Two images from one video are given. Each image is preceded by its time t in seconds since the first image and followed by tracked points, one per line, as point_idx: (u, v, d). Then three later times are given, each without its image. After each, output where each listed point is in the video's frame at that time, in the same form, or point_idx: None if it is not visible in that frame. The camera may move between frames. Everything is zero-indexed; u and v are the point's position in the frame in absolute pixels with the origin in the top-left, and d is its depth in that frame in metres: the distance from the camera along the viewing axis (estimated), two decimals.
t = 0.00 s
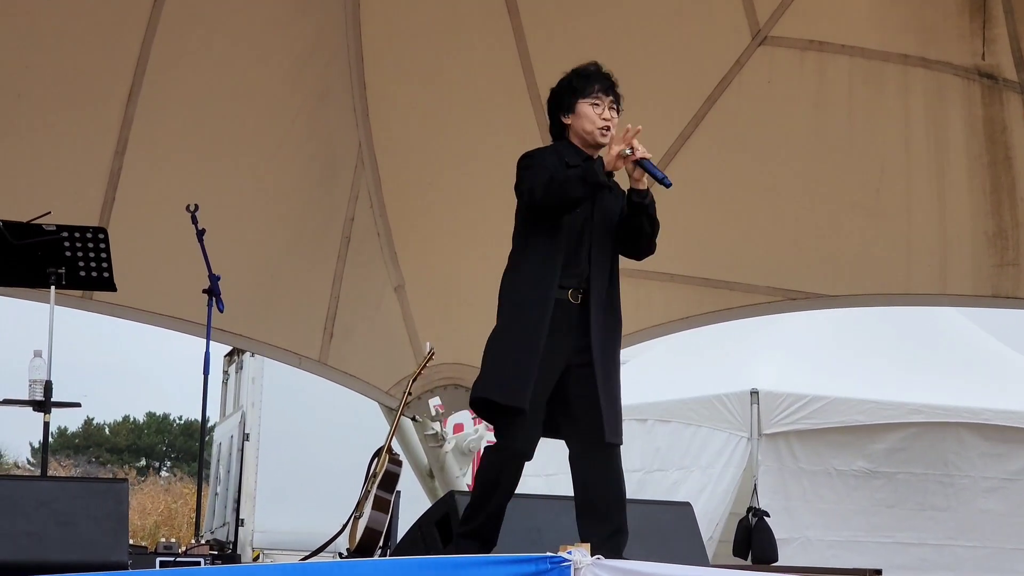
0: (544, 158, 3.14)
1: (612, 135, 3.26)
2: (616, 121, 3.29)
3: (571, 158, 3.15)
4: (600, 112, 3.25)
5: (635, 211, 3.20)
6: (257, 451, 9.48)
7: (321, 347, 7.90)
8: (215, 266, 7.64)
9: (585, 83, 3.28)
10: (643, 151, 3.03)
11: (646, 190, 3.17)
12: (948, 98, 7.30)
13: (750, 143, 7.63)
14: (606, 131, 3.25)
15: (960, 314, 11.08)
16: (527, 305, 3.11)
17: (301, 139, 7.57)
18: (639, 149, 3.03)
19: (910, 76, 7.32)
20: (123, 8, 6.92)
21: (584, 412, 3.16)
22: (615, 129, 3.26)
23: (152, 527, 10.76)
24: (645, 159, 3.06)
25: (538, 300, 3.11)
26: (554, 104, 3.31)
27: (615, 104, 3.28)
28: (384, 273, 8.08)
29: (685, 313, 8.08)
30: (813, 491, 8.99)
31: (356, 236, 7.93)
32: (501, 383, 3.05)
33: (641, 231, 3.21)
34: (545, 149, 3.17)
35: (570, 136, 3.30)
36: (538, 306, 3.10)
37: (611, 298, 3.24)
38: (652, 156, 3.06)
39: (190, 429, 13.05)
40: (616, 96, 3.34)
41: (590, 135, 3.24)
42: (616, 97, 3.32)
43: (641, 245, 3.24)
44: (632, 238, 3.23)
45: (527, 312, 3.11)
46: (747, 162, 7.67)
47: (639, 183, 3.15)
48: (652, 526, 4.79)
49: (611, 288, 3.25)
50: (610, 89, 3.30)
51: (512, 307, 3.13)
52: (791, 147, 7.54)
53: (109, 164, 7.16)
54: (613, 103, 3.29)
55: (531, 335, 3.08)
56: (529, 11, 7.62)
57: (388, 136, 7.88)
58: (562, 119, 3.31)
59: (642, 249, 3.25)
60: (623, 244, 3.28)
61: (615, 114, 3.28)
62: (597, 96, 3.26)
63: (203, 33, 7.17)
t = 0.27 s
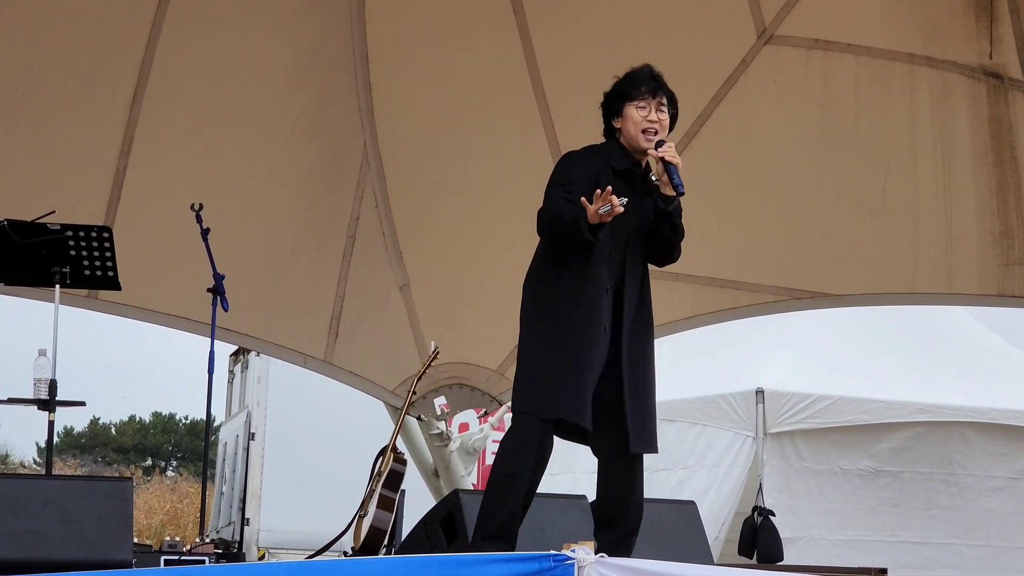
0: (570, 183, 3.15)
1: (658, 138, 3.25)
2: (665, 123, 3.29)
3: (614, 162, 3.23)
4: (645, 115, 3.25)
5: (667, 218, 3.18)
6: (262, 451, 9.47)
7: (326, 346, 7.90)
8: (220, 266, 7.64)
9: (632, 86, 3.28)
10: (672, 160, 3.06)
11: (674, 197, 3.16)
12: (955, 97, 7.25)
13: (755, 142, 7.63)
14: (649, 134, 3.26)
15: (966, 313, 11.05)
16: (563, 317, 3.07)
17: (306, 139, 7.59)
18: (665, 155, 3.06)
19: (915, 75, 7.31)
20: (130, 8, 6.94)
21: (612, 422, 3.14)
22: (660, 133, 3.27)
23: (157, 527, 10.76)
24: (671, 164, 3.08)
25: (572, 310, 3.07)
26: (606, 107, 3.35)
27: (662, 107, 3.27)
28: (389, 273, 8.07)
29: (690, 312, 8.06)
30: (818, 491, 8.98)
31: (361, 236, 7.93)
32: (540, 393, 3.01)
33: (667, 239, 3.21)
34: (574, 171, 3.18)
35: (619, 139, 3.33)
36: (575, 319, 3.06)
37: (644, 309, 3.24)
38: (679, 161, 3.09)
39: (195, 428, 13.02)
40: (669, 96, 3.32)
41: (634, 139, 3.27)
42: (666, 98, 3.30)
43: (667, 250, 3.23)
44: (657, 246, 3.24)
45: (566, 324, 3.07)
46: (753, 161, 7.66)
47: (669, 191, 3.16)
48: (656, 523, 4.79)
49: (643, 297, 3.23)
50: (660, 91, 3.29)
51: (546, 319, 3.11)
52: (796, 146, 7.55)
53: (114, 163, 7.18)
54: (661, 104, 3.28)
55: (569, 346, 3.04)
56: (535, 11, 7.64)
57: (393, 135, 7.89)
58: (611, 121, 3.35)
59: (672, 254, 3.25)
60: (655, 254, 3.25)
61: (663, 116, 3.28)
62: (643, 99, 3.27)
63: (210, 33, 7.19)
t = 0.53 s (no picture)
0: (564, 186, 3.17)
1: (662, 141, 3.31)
2: (675, 128, 3.32)
3: (618, 156, 3.27)
4: (655, 116, 3.30)
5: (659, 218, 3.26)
6: (266, 447, 9.44)
7: (330, 342, 7.89)
8: (223, 261, 7.64)
9: (650, 86, 3.31)
10: (660, 162, 3.12)
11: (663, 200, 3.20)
12: (958, 93, 7.23)
13: (758, 138, 7.62)
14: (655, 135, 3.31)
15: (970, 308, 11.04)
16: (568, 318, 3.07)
17: (310, 134, 7.59)
18: (654, 158, 3.13)
19: (919, 69, 7.28)
20: (133, 4, 6.95)
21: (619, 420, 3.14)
22: (667, 136, 3.31)
23: (161, 523, 10.75)
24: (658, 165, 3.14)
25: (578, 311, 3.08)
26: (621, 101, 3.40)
27: (674, 112, 3.31)
28: (392, 268, 8.08)
29: (694, 308, 8.06)
30: (822, 486, 8.99)
31: (365, 231, 7.94)
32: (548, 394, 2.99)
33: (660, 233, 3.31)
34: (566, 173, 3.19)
35: (628, 133, 3.39)
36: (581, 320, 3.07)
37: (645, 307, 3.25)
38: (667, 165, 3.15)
39: (201, 424, 13.01)
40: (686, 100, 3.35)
41: (640, 137, 3.32)
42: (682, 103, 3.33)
43: (659, 250, 3.36)
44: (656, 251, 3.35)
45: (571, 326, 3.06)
46: (756, 156, 7.65)
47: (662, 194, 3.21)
48: (658, 519, 4.79)
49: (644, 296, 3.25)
50: (676, 95, 3.31)
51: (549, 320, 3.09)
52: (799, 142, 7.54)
53: (118, 159, 7.18)
54: (674, 108, 3.31)
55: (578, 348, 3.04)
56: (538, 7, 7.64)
57: (396, 131, 7.90)
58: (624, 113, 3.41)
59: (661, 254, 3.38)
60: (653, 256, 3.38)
61: (674, 120, 3.32)
62: (657, 99, 3.31)
63: (213, 29, 7.20)
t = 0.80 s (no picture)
0: (532, 194, 3.22)
1: (619, 122, 3.21)
2: (631, 104, 3.21)
3: (588, 148, 3.28)
4: (607, 101, 3.22)
5: (627, 228, 3.08)
6: (270, 442, 9.39)
7: (334, 336, 7.92)
8: (227, 256, 7.65)
9: (599, 76, 3.28)
10: (616, 179, 2.97)
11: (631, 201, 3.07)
12: (962, 87, 7.21)
13: (763, 132, 7.61)
14: (613, 120, 3.22)
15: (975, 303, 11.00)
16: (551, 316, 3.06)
17: (313, 129, 7.59)
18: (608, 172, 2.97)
19: (923, 64, 7.25)
20: None
21: (615, 416, 3.12)
22: (625, 116, 3.21)
23: (166, 517, 10.77)
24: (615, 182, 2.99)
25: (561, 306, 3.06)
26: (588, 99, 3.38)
27: (624, 89, 3.21)
28: (396, 262, 8.08)
29: (697, 302, 8.05)
30: (826, 480, 8.97)
31: (369, 226, 7.95)
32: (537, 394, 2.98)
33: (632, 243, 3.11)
34: (534, 180, 3.24)
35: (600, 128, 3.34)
36: (562, 319, 3.05)
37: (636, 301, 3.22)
38: (626, 170, 2.98)
39: (204, 419, 13.05)
40: (640, 78, 3.26)
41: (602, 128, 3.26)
42: (632, 79, 3.24)
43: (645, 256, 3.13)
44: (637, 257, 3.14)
45: (555, 324, 3.05)
46: (760, 150, 7.64)
47: (627, 199, 3.08)
48: (664, 512, 4.78)
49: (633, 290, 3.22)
50: (624, 75, 3.25)
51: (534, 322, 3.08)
52: (803, 135, 7.52)
53: (122, 154, 7.18)
54: (624, 86, 3.22)
55: (563, 348, 3.03)
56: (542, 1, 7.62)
57: (400, 126, 7.90)
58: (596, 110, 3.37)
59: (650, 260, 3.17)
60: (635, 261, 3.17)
61: (628, 97, 3.21)
62: (606, 86, 3.25)
63: (216, 24, 7.18)
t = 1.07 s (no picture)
0: (521, 204, 3.25)
1: (622, 123, 3.14)
2: (636, 106, 3.15)
3: (585, 153, 3.25)
4: (612, 100, 3.16)
5: (623, 222, 3.05)
6: (274, 439, 9.56)
7: (339, 335, 7.94)
8: (232, 255, 7.65)
9: (606, 75, 3.22)
10: (607, 173, 2.96)
11: (627, 198, 3.04)
12: (967, 87, 7.19)
13: (767, 131, 7.60)
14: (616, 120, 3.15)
15: (980, 302, 10.98)
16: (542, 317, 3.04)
17: (317, 128, 7.60)
18: (600, 165, 2.96)
19: (927, 62, 7.23)
20: None
21: (619, 416, 3.08)
22: (628, 117, 3.14)
23: (171, 516, 10.75)
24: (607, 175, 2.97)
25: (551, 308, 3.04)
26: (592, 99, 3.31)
27: (630, 90, 3.15)
28: (401, 262, 8.09)
29: (702, 301, 8.05)
30: (831, 479, 8.97)
31: (374, 225, 7.95)
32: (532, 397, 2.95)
33: (625, 236, 3.09)
34: (523, 189, 3.27)
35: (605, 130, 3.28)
36: (557, 321, 3.01)
37: (635, 296, 3.18)
38: (618, 167, 2.97)
39: (208, 417, 13.06)
40: (647, 79, 3.21)
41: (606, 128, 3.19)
42: (638, 81, 3.18)
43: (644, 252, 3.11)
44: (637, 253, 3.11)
45: (548, 325, 3.02)
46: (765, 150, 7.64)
47: (622, 192, 3.03)
48: (669, 513, 4.77)
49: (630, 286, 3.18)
50: (631, 75, 3.19)
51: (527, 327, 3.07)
52: (808, 135, 7.51)
53: (127, 153, 7.20)
54: (630, 87, 3.15)
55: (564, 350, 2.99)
56: None
57: (404, 124, 7.89)
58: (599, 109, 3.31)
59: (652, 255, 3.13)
60: (633, 257, 3.14)
61: (633, 98, 3.15)
62: (612, 85, 3.19)
63: (220, 24, 7.19)
